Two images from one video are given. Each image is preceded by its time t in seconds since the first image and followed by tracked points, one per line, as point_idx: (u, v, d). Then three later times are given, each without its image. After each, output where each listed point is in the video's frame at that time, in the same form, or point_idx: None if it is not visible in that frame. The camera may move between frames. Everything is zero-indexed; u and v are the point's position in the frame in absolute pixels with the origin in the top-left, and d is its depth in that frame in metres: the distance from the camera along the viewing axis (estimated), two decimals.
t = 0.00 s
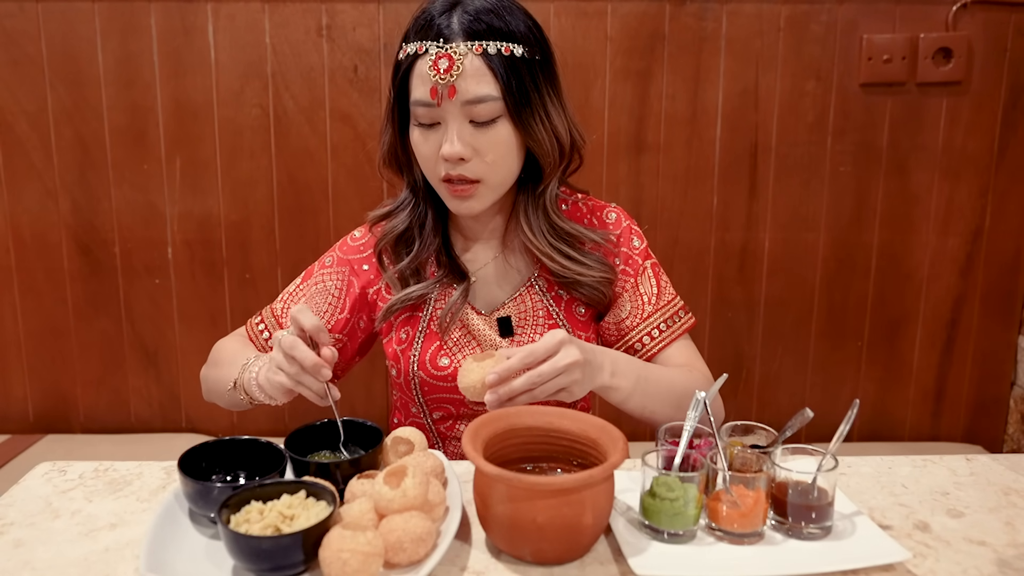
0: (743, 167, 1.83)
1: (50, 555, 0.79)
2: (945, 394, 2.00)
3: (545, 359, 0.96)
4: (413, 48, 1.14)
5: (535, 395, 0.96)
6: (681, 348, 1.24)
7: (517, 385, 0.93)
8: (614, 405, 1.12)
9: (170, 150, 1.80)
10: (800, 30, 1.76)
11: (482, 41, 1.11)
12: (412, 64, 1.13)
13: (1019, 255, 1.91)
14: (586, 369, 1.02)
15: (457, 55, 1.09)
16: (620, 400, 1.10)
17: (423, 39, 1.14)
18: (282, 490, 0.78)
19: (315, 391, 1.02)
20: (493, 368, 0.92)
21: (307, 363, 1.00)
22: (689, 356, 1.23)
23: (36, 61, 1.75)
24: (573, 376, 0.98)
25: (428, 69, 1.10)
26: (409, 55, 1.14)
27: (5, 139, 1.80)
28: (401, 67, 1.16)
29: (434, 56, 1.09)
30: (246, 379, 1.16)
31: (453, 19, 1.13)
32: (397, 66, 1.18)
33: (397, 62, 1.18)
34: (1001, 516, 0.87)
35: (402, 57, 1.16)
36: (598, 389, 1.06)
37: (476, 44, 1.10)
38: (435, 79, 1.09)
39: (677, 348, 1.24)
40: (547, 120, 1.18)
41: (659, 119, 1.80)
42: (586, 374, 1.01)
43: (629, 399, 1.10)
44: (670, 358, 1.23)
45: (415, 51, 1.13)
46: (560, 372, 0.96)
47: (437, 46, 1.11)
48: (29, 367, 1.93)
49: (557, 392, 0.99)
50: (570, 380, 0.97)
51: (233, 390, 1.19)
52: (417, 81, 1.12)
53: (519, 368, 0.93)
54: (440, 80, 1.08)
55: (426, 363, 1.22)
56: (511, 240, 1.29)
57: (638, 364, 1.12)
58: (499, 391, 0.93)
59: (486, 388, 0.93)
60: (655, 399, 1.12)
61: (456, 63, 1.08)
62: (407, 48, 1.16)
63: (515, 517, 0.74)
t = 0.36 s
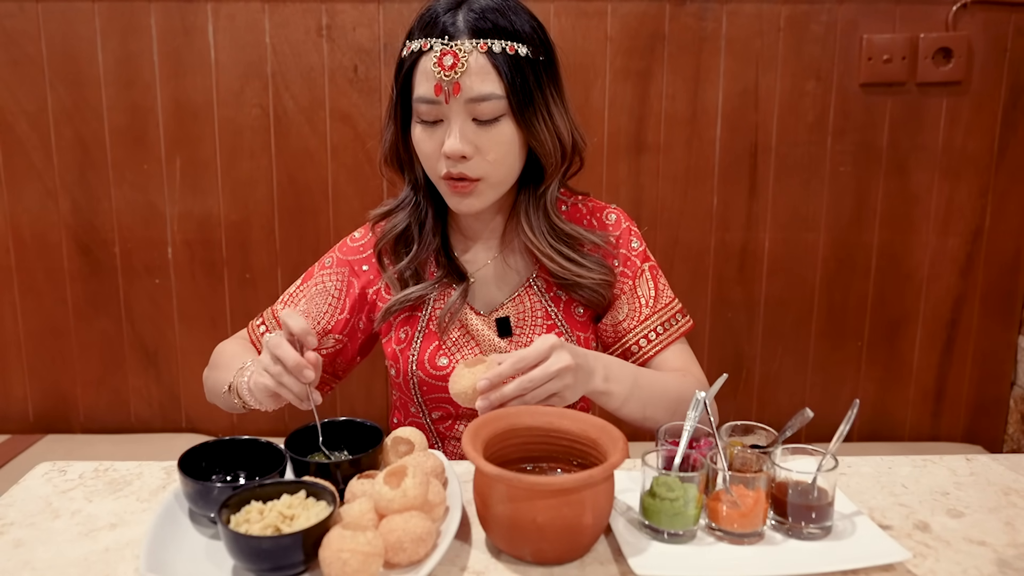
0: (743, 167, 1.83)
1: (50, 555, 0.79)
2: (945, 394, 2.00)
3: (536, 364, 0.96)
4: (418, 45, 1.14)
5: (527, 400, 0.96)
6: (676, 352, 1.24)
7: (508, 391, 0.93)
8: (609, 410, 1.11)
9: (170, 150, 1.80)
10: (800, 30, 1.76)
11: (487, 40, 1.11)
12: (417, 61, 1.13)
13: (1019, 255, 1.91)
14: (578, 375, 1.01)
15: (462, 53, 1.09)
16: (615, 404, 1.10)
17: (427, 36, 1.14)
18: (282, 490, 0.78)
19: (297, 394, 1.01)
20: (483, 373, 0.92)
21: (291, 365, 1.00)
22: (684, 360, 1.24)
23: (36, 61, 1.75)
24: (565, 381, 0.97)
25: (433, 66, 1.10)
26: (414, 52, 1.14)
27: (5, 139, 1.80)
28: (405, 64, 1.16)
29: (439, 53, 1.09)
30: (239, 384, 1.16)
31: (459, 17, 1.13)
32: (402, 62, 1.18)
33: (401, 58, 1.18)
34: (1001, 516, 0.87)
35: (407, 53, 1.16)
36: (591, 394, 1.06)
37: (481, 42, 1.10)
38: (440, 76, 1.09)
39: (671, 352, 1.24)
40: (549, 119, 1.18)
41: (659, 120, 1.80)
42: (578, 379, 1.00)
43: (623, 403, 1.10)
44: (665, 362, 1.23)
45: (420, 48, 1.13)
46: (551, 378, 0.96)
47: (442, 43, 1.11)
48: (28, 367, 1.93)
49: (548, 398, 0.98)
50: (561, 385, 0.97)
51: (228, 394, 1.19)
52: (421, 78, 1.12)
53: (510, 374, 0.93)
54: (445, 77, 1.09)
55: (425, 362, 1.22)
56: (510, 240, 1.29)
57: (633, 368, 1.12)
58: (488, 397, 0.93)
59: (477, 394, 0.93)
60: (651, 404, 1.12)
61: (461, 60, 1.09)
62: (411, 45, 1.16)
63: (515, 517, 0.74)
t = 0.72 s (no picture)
0: (743, 167, 1.83)
1: (50, 555, 0.79)
2: (945, 394, 2.00)
3: (535, 367, 0.96)
4: (417, 45, 1.14)
5: (526, 403, 0.96)
6: (676, 354, 1.24)
7: (507, 394, 0.93)
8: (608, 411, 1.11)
9: (170, 150, 1.80)
10: (800, 30, 1.76)
11: (486, 39, 1.11)
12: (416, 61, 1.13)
13: (1019, 255, 1.91)
14: (577, 376, 1.01)
15: (461, 52, 1.09)
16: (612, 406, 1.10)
17: (427, 36, 1.14)
18: (282, 490, 0.78)
19: (325, 385, 1.02)
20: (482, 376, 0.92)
21: (324, 355, 1.00)
22: (683, 364, 1.24)
23: (36, 61, 1.75)
24: (564, 383, 0.97)
25: (432, 66, 1.09)
26: (413, 52, 1.14)
27: (5, 139, 1.80)
28: (405, 64, 1.16)
29: (439, 53, 1.09)
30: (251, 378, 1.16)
31: (458, 17, 1.13)
32: (401, 63, 1.17)
33: (400, 59, 1.18)
34: (1001, 516, 0.87)
35: (406, 54, 1.16)
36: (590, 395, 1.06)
37: (480, 41, 1.10)
38: (440, 76, 1.09)
39: (671, 354, 1.24)
40: (549, 118, 1.18)
41: (659, 120, 1.80)
42: (577, 381, 1.00)
43: (622, 404, 1.10)
44: (663, 365, 1.23)
45: (419, 49, 1.13)
46: (550, 380, 0.96)
47: (441, 43, 1.11)
48: (28, 367, 1.93)
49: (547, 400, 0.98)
50: (560, 387, 0.97)
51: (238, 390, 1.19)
52: (422, 78, 1.12)
53: (508, 376, 0.93)
54: (445, 77, 1.08)
55: (425, 363, 1.22)
56: (511, 240, 1.29)
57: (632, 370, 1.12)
58: (488, 401, 0.93)
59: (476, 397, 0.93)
60: (650, 405, 1.12)
61: (461, 59, 1.08)
62: (410, 45, 1.15)
63: (515, 517, 0.74)
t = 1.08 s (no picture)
0: (743, 167, 1.83)
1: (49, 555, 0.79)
2: (945, 394, 2.00)
3: (534, 370, 0.96)
4: (422, 44, 1.14)
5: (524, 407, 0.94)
6: (676, 356, 1.25)
7: (507, 397, 0.91)
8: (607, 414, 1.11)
9: (170, 150, 1.80)
10: (801, 30, 1.76)
11: (492, 38, 1.11)
12: (422, 60, 1.13)
13: (1019, 255, 1.91)
14: (577, 380, 1.01)
15: (467, 51, 1.09)
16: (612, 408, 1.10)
17: (432, 35, 1.14)
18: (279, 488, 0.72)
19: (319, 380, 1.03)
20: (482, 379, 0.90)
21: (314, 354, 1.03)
22: (683, 366, 1.24)
23: (36, 61, 1.75)
24: (563, 387, 0.98)
25: (438, 65, 1.10)
26: (418, 51, 1.14)
27: (5, 139, 1.79)
28: (410, 63, 1.16)
29: (445, 51, 1.09)
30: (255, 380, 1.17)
31: (464, 16, 1.13)
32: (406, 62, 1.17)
33: (405, 58, 1.18)
34: (1001, 516, 0.87)
35: (411, 53, 1.16)
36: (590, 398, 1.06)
37: (486, 40, 1.10)
38: (445, 74, 1.09)
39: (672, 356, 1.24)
40: (554, 118, 1.18)
41: (659, 120, 1.80)
42: (577, 384, 1.01)
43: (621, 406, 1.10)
44: (662, 368, 1.24)
45: (425, 47, 1.13)
46: (549, 383, 0.96)
47: (447, 42, 1.11)
48: (29, 367, 1.93)
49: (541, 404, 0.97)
50: (560, 390, 0.97)
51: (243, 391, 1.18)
52: (427, 77, 1.12)
53: (509, 380, 0.91)
54: (451, 75, 1.08)
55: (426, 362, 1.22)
56: (513, 240, 1.29)
57: (632, 375, 1.12)
58: (488, 403, 0.90)
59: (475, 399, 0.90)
60: (650, 407, 1.12)
61: (467, 58, 1.08)
62: (415, 44, 1.15)
63: (515, 517, 0.74)
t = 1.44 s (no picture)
0: (743, 167, 1.83)
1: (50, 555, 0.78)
2: (945, 394, 2.00)
3: (500, 362, 0.95)
4: (431, 39, 1.13)
5: (488, 399, 0.94)
6: (666, 357, 1.24)
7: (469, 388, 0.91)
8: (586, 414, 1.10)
9: (170, 150, 1.80)
10: (800, 30, 1.76)
11: (501, 36, 1.11)
12: (430, 55, 1.12)
13: (1019, 255, 1.91)
14: (543, 375, 1.00)
15: (477, 48, 1.08)
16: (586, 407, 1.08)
17: (440, 31, 1.13)
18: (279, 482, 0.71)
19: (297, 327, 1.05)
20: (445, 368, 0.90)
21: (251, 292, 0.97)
22: (670, 371, 1.22)
23: (36, 61, 1.75)
24: (528, 380, 0.97)
25: (447, 61, 1.09)
26: (426, 46, 1.13)
27: (5, 139, 1.79)
28: (416, 59, 1.15)
29: (454, 48, 1.09)
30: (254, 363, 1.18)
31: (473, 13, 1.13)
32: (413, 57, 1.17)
33: (411, 54, 1.17)
34: (1001, 516, 0.87)
35: (418, 49, 1.15)
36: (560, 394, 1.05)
37: (495, 38, 1.10)
38: (455, 71, 1.08)
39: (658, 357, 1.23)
40: (558, 117, 1.18)
41: (659, 120, 1.80)
42: (543, 379, 1.00)
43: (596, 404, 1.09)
44: (649, 370, 1.22)
45: (433, 44, 1.13)
46: (514, 375, 0.95)
47: (456, 39, 1.11)
48: (29, 367, 1.93)
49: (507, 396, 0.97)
50: (527, 382, 0.96)
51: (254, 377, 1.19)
52: (435, 73, 1.11)
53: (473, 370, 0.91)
54: (460, 71, 1.08)
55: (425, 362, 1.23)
56: (514, 240, 1.29)
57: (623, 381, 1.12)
58: (449, 394, 0.90)
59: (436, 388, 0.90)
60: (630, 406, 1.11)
61: (476, 55, 1.08)
62: (423, 40, 1.15)
63: (515, 517, 0.74)
